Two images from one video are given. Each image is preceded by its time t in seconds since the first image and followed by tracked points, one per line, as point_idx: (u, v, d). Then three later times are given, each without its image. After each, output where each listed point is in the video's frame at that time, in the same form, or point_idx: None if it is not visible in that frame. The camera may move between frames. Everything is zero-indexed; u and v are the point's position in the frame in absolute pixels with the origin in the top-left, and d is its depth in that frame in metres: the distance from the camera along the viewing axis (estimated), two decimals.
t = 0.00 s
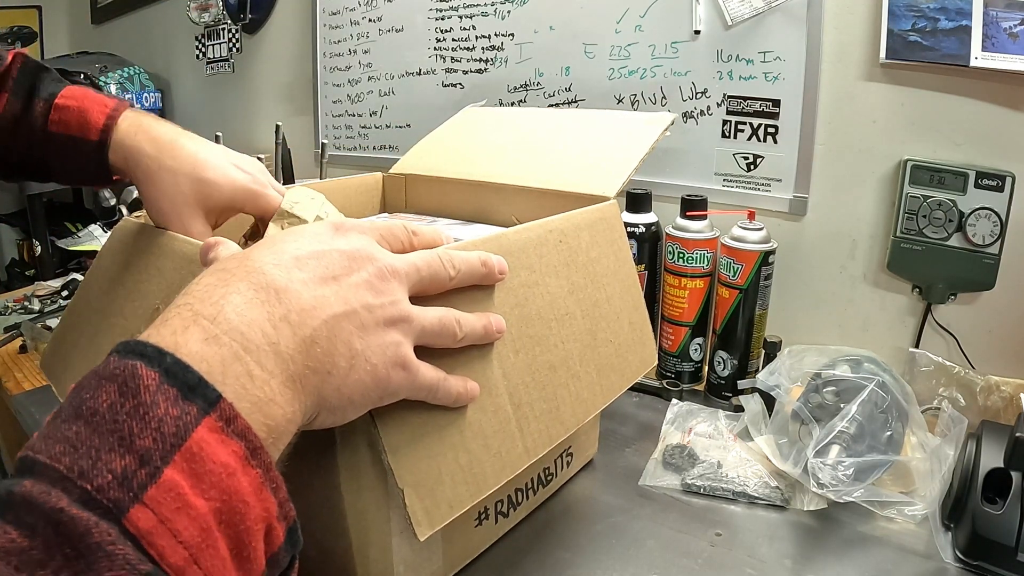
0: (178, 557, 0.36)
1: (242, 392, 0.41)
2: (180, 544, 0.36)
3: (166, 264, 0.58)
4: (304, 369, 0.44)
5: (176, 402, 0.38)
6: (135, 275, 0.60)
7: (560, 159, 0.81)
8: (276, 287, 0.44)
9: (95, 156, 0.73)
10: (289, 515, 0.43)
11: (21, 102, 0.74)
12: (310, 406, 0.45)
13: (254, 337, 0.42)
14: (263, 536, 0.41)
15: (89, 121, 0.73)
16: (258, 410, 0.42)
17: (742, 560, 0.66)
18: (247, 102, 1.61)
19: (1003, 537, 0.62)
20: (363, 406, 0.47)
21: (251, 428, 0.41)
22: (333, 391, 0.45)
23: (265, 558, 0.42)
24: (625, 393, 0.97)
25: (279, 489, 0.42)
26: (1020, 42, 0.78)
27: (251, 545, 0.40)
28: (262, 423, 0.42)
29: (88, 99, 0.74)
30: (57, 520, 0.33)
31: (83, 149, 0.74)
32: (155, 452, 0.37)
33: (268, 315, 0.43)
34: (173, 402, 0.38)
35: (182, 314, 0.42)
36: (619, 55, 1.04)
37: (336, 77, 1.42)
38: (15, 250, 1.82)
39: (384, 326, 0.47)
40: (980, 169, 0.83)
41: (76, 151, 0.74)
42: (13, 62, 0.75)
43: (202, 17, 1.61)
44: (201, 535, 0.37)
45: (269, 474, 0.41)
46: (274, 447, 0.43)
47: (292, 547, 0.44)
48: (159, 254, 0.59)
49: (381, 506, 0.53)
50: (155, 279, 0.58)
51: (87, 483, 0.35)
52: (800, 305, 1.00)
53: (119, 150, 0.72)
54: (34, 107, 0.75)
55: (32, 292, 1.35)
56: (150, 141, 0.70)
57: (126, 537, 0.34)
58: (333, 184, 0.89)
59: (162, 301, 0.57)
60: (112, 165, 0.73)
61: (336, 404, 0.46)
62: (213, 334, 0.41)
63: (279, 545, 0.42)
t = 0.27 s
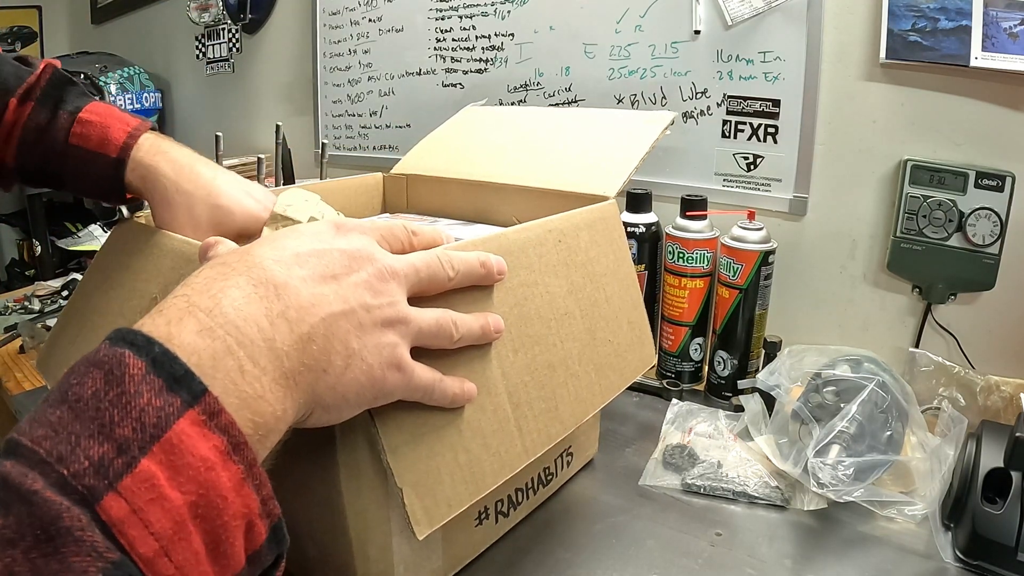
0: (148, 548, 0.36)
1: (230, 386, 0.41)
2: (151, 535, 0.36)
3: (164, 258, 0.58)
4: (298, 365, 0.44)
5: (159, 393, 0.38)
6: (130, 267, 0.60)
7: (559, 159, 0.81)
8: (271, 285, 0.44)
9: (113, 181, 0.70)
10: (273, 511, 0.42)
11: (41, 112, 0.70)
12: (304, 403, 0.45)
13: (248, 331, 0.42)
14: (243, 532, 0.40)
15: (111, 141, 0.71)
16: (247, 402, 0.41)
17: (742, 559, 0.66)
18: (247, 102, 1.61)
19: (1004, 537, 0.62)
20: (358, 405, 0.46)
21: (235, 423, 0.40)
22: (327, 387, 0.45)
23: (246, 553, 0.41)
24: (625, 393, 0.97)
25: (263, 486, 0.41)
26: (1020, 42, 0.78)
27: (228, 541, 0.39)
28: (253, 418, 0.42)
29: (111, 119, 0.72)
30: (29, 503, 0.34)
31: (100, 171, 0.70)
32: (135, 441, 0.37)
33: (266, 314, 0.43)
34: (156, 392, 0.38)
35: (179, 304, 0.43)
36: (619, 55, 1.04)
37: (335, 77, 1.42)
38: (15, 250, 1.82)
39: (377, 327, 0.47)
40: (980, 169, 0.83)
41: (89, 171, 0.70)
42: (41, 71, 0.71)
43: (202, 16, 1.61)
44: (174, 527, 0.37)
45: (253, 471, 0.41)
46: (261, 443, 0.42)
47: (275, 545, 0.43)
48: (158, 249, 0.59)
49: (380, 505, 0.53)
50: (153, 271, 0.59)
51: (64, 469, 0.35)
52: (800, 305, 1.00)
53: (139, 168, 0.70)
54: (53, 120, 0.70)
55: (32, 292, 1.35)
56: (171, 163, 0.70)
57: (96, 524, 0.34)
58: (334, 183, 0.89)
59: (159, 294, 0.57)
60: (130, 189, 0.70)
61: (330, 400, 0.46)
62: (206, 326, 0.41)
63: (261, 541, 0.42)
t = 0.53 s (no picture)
0: (121, 531, 0.35)
1: (217, 373, 0.41)
2: (124, 518, 0.36)
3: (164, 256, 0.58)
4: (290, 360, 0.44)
5: (143, 376, 0.38)
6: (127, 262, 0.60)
7: (559, 159, 0.81)
8: (266, 276, 0.44)
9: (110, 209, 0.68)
10: (259, 501, 0.42)
11: (47, 124, 0.68)
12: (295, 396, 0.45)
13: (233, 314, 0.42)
14: (223, 521, 0.40)
15: (112, 168, 0.68)
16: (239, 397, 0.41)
17: (742, 559, 0.66)
18: (247, 102, 1.61)
19: (1004, 537, 0.62)
20: (353, 399, 0.47)
21: (218, 410, 0.40)
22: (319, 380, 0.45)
23: (229, 542, 0.40)
24: (625, 393, 0.97)
25: (246, 475, 0.41)
26: (1020, 42, 0.78)
27: (206, 528, 0.39)
28: (245, 410, 0.42)
29: (116, 140, 0.69)
30: (5, 481, 0.33)
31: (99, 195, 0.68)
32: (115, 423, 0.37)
33: (260, 305, 0.43)
34: (138, 375, 0.38)
35: (172, 290, 0.43)
36: (619, 54, 1.04)
37: (335, 76, 1.42)
38: (15, 250, 1.82)
39: (372, 325, 0.47)
40: (980, 169, 0.83)
41: (90, 192, 0.69)
42: (52, 79, 0.69)
43: (202, 16, 1.61)
44: (148, 512, 0.36)
45: (235, 459, 0.40)
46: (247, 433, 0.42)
47: (262, 535, 0.42)
48: (158, 248, 0.59)
49: (381, 505, 0.53)
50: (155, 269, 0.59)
51: (42, 449, 0.35)
52: (800, 305, 1.00)
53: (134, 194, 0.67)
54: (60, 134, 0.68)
55: (32, 292, 1.35)
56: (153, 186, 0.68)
57: (69, 505, 0.34)
58: (334, 183, 0.89)
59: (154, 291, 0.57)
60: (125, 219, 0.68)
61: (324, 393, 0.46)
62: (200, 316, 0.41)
63: (245, 531, 0.41)
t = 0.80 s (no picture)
0: (119, 519, 0.36)
1: (215, 368, 0.41)
2: (121, 507, 0.36)
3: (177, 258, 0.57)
4: (291, 360, 0.43)
5: (141, 368, 0.38)
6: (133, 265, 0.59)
7: (559, 159, 0.81)
8: (267, 274, 0.44)
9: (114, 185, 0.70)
10: (259, 494, 0.42)
11: (51, 107, 0.70)
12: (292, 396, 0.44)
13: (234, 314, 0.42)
14: (222, 507, 0.40)
15: (114, 150, 0.70)
16: (240, 394, 0.41)
17: (742, 559, 0.66)
18: (247, 102, 1.61)
19: (1004, 537, 0.62)
20: (351, 401, 0.46)
21: (217, 402, 0.40)
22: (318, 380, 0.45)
23: (228, 534, 0.40)
24: (625, 393, 0.97)
25: (246, 467, 0.41)
26: (1020, 42, 0.78)
27: (205, 517, 0.39)
28: (245, 404, 0.42)
29: (116, 122, 0.70)
30: (3, 469, 0.34)
31: (103, 177, 0.71)
32: (116, 415, 0.37)
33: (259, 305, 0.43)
34: (138, 367, 0.38)
35: (172, 289, 0.43)
36: (619, 54, 1.04)
37: (335, 77, 1.42)
38: (15, 250, 1.82)
39: (372, 329, 0.47)
40: (980, 169, 0.83)
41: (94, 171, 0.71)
42: (51, 62, 0.70)
43: (202, 16, 1.61)
44: (146, 501, 0.36)
45: (235, 451, 0.40)
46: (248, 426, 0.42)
47: (262, 523, 0.42)
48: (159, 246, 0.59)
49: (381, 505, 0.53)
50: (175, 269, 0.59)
51: (40, 439, 0.35)
52: (800, 305, 1.00)
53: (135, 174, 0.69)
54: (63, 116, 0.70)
55: (32, 292, 1.35)
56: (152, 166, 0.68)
57: (66, 491, 0.35)
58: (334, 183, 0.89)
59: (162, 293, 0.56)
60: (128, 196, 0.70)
61: (321, 393, 0.45)
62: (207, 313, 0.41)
63: (245, 523, 0.41)
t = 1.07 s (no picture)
0: (108, 495, 0.36)
1: (208, 349, 0.41)
2: (108, 484, 0.36)
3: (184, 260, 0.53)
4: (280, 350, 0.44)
5: (132, 347, 0.39)
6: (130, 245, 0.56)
7: (559, 159, 0.81)
8: (261, 264, 0.44)
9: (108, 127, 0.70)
10: (248, 476, 0.42)
11: (47, 62, 0.72)
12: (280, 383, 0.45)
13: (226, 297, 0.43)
14: (210, 486, 0.40)
15: (107, 94, 0.71)
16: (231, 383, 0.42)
17: (742, 560, 0.66)
18: (246, 102, 1.61)
19: (1004, 537, 0.62)
20: (342, 392, 0.46)
21: (208, 382, 0.40)
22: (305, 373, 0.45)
23: (216, 514, 0.41)
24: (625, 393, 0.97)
25: (236, 448, 0.41)
26: (1021, 42, 0.78)
27: (195, 494, 0.39)
28: (238, 386, 0.42)
29: (109, 72, 0.72)
30: None
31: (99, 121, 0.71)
32: (107, 394, 0.37)
33: (253, 292, 0.43)
34: (129, 347, 0.39)
35: (161, 269, 0.43)
36: (619, 54, 1.04)
37: (336, 77, 1.42)
38: (15, 250, 1.82)
39: (365, 320, 0.47)
40: (980, 169, 0.83)
41: (91, 117, 0.72)
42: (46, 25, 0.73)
43: (202, 16, 1.61)
44: (134, 480, 0.37)
45: (224, 432, 0.41)
46: (240, 408, 0.43)
47: (249, 498, 0.42)
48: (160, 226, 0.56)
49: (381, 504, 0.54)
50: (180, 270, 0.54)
51: (29, 415, 0.35)
52: (800, 305, 1.00)
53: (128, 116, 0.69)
54: (59, 70, 0.72)
55: (32, 292, 1.35)
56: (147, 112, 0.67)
57: (56, 466, 0.35)
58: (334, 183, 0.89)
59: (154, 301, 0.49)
60: (129, 140, 0.71)
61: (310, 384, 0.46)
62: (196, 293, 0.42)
63: (234, 503, 0.41)
